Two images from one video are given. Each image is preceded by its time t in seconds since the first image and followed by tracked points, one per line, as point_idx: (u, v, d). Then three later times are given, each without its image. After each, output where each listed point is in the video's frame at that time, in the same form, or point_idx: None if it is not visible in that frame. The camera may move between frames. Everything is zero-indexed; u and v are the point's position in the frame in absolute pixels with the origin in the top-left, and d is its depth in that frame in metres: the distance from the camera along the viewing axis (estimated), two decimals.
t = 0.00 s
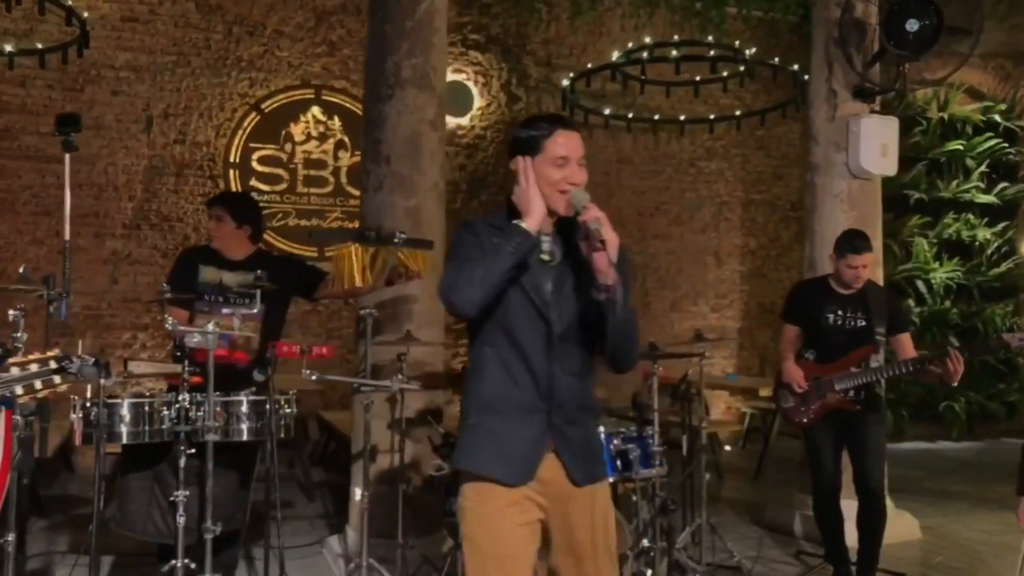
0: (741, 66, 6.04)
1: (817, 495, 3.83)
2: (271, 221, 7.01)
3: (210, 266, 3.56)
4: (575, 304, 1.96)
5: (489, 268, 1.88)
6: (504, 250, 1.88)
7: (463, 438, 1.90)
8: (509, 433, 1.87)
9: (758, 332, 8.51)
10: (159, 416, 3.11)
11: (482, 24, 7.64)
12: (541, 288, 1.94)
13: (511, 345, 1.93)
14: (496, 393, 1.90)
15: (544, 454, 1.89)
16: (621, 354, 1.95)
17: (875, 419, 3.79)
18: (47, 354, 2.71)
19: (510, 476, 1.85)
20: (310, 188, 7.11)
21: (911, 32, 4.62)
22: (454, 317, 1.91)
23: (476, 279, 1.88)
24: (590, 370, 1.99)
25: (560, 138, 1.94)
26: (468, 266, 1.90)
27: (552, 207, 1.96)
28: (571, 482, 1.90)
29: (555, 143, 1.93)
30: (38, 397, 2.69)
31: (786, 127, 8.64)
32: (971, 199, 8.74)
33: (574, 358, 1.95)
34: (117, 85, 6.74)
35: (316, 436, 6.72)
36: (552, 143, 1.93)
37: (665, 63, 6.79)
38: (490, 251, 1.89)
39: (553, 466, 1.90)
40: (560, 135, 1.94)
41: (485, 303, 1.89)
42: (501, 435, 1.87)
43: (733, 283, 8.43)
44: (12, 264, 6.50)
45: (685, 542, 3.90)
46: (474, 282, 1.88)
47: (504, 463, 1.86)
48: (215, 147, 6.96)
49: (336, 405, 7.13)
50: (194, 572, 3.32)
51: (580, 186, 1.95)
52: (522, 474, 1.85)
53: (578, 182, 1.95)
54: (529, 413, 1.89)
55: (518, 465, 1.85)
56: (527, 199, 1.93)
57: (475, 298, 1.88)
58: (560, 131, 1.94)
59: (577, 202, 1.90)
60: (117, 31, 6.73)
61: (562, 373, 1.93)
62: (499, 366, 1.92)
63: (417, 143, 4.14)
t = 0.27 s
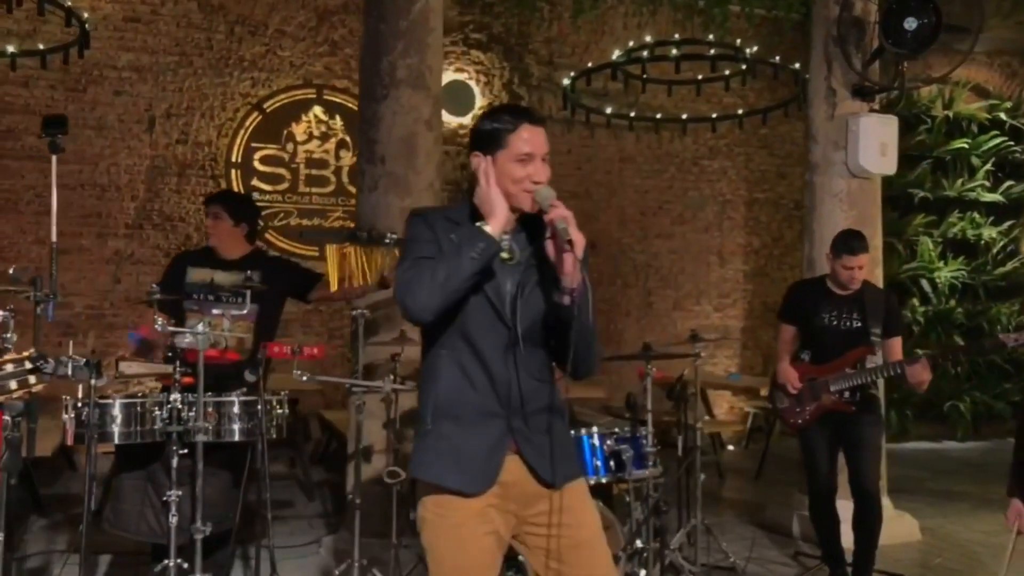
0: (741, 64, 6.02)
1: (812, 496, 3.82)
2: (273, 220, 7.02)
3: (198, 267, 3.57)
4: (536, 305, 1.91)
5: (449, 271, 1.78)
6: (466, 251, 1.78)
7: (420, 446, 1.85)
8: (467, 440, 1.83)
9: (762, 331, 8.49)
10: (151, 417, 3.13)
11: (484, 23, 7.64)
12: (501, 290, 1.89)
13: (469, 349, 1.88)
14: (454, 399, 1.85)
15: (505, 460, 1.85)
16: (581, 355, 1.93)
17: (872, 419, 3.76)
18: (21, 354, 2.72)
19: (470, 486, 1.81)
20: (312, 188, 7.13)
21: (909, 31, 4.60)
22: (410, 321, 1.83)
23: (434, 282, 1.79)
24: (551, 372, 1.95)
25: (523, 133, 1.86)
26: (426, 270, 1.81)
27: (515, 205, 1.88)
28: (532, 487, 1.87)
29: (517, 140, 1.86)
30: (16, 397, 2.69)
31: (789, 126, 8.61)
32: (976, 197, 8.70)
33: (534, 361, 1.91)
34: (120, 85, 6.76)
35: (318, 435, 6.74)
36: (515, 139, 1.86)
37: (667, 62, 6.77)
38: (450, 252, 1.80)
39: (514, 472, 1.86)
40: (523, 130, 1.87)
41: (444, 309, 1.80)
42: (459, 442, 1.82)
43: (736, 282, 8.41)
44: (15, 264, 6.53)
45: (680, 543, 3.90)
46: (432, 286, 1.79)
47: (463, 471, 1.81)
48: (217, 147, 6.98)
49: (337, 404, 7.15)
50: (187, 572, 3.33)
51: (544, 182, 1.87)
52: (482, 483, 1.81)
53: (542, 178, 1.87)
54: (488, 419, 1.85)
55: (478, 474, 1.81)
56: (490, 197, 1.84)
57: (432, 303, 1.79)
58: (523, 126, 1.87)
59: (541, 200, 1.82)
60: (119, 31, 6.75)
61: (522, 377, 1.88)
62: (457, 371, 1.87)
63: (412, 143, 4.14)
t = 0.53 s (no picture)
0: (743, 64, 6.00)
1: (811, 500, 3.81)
2: (275, 221, 7.03)
3: (191, 268, 3.58)
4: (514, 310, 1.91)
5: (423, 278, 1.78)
6: (439, 258, 1.79)
7: (400, 458, 1.84)
8: (449, 451, 1.82)
9: (765, 332, 8.46)
10: (146, 419, 3.13)
11: (486, 23, 7.63)
12: (478, 296, 1.89)
13: (448, 357, 1.87)
14: (434, 409, 1.84)
15: (487, 469, 1.85)
16: (560, 359, 1.94)
17: (870, 424, 3.76)
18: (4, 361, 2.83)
19: (453, 497, 1.80)
20: (313, 189, 7.12)
21: (909, 32, 4.59)
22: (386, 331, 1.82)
23: (409, 290, 1.78)
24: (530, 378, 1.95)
25: (494, 135, 1.86)
26: (400, 278, 1.80)
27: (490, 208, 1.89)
28: (515, 495, 1.87)
29: (489, 141, 1.86)
30: None
31: (793, 126, 8.59)
32: (982, 197, 8.66)
33: (514, 367, 1.91)
34: (122, 86, 6.77)
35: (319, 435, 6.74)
36: (486, 142, 1.86)
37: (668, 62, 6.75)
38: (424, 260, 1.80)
39: (497, 480, 1.86)
40: (494, 131, 1.87)
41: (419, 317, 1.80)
42: (441, 453, 1.81)
43: (740, 283, 8.38)
44: (18, 264, 6.55)
45: (677, 546, 3.88)
46: (407, 294, 1.78)
47: (445, 482, 1.80)
48: (219, 147, 6.99)
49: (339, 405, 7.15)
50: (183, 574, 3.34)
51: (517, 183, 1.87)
52: (465, 493, 1.80)
53: (516, 180, 1.87)
54: (469, 428, 1.84)
55: (461, 484, 1.80)
56: (464, 202, 1.84)
57: (406, 311, 1.78)
58: (495, 127, 1.87)
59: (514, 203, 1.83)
60: (122, 32, 6.76)
61: (502, 384, 1.88)
62: (436, 380, 1.86)
63: (410, 145, 4.14)
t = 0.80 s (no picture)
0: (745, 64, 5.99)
1: (810, 500, 3.81)
2: (278, 221, 7.04)
3: (190, 268, 3.61)
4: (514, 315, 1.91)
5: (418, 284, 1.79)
6: (435, 263, 1.79)
7: (402, 466, 1.84)
8: (449, 458, 1.81)
9: (769, 332, 8.45)
10: (146, 420, 3.14)
11: (489, 23, 7.63)
12: (477, 301, 1.89)
13: (448, 363, 1.87)
14: (434, 416, 1.84)
15: (490, 477, 1.84)
16: (564, 365, 1.92)
17: (871, 424, 3.76)
18: None
19: (455, 505, 1.80)
20: (316, 189, 7.14)
21: (911, 32, 4.58)
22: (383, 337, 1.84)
23: (405, 295, 1.80)
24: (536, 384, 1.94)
25: (494, 137, 1.87)
26: (396, 284, 1.83)
27: (489, 211, 1.90)
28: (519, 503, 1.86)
29: (488, 144, 1.86)
30: None
31: (796, 125, 8.57)
32: (986, 197, 8.63)
33: (515, 373, 1.90)
34: (125, 87, 6.79)
35: (322, 435, 6.76)
36: (485, 144, 1.86)
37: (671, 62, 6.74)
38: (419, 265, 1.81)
39: (499, 487, 1.86)
40: (495, 133, 1.87)
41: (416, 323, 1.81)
42: (441, 460, 1.81)
43: (743, 283, 8.37)
44: (22, 264, 6.57)
45: (677, 547, 3.88)
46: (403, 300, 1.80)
47: (446, 489, 1.80)
48: (222, 148, 7.00)
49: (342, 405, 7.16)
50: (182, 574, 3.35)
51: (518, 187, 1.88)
52: (465, 501, 1.80)
53: (517, 183, 1.88)
54: (470, 435, 1.83)
55: (463, 491, 1.80)
56: (461, 205, 1.84)
57: (401, 316, 1.80)
58: (495, 129, 1.87)
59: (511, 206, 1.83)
60: (125, 33, 6.78)
61: (503, 390, 1.87)
62: (437, 387, 1.86)
63: (410, 145, 4.15)
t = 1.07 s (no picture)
0: (750, 66, 5.98)
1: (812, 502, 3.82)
2: (283, 222, 7.07)
3: (195, 269, 3.61)
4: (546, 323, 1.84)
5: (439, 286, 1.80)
6: (452, 261, 1.81)
7: (429, 477, 1.78)
8: (476, 470, 1.73)
9: (773, 333, 8.44)
10: (152, 422, 3.16)
11: (493, 25, 7.64)
12: (508, 307, 1.83)
13: (478, 372, 1.80)
14: (462, 426, 1.77)
15: (518, 492, 1.76)
16: (601, 376, 1.85)
17: (877, 427, 3.78)
18: None
19: (478, 520, 1.72)
20: (321, 190, 7.16)
21: (915, 34, 4.57)
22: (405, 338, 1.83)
23: (424, 296, 1.81)
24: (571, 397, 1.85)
25: (526, 139, 1.81)
26: (415, 280, 1.83)
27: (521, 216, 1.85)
28: (549, 521, 1.77)
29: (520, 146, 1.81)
30: None
31: (801, 127, 8.57)
32: (991, 198, 8.61)
33: (548, 383, 1.82)
34: (130, 88, 6.81)
35: (326, 436, 6.78)
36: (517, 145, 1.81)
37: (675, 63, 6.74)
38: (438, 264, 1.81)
39: (530, 503, 1.77)
40: (528, 135, 1.82)
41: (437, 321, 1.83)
42: (468, 472, 1.73)
43: (747, 284, 8.37)
44: (28, 266, 6.60)
45: (681, 548, 3.89)
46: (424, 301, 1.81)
47: (471, 503, 1.73)
48: (227, 149, 7.01)
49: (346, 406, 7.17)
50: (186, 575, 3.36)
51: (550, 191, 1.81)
52: (492, 515, 1.72)
53: (548, 187, 1.81)
54: (498, 447, 1.75)
55: (487, 506, 1.72)
56: (476, 203, 1.84)
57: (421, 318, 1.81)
58: (528, 131, 1.82)
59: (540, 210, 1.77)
60: (130, 35, 6.80)
61: (534, 401, 1.80)
62: (465, 396, 1.79)
63: (414, 148, 4.16)
